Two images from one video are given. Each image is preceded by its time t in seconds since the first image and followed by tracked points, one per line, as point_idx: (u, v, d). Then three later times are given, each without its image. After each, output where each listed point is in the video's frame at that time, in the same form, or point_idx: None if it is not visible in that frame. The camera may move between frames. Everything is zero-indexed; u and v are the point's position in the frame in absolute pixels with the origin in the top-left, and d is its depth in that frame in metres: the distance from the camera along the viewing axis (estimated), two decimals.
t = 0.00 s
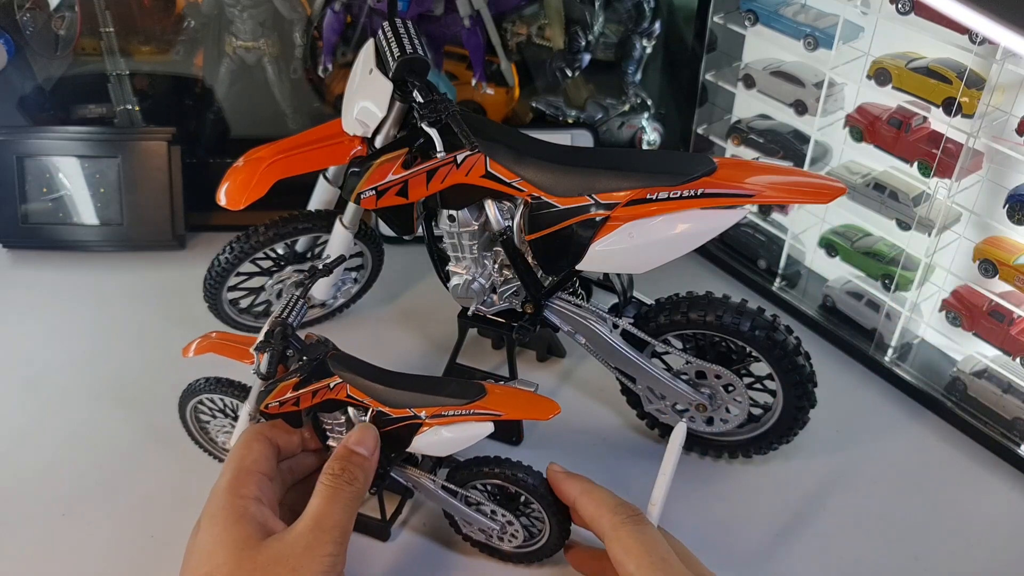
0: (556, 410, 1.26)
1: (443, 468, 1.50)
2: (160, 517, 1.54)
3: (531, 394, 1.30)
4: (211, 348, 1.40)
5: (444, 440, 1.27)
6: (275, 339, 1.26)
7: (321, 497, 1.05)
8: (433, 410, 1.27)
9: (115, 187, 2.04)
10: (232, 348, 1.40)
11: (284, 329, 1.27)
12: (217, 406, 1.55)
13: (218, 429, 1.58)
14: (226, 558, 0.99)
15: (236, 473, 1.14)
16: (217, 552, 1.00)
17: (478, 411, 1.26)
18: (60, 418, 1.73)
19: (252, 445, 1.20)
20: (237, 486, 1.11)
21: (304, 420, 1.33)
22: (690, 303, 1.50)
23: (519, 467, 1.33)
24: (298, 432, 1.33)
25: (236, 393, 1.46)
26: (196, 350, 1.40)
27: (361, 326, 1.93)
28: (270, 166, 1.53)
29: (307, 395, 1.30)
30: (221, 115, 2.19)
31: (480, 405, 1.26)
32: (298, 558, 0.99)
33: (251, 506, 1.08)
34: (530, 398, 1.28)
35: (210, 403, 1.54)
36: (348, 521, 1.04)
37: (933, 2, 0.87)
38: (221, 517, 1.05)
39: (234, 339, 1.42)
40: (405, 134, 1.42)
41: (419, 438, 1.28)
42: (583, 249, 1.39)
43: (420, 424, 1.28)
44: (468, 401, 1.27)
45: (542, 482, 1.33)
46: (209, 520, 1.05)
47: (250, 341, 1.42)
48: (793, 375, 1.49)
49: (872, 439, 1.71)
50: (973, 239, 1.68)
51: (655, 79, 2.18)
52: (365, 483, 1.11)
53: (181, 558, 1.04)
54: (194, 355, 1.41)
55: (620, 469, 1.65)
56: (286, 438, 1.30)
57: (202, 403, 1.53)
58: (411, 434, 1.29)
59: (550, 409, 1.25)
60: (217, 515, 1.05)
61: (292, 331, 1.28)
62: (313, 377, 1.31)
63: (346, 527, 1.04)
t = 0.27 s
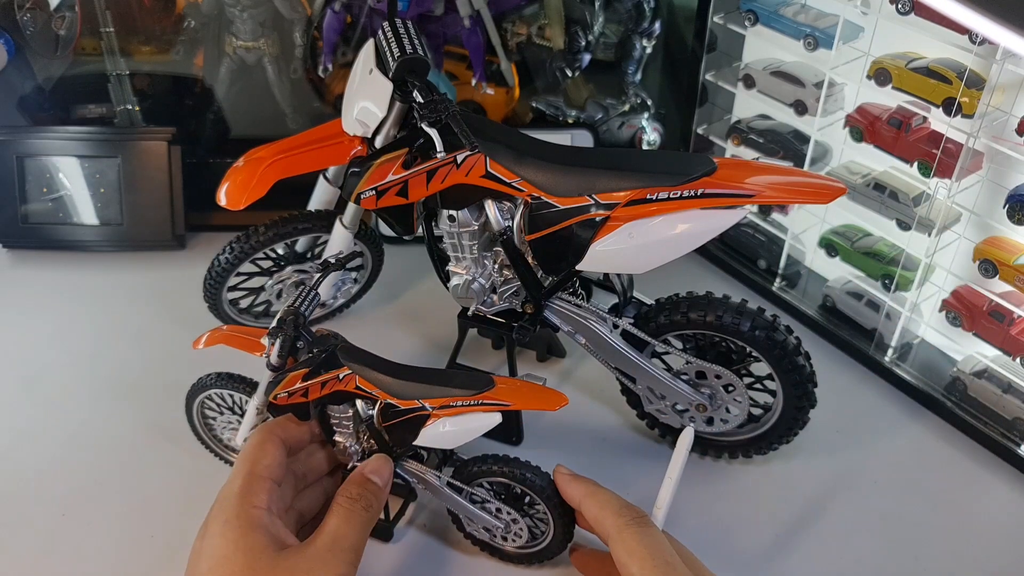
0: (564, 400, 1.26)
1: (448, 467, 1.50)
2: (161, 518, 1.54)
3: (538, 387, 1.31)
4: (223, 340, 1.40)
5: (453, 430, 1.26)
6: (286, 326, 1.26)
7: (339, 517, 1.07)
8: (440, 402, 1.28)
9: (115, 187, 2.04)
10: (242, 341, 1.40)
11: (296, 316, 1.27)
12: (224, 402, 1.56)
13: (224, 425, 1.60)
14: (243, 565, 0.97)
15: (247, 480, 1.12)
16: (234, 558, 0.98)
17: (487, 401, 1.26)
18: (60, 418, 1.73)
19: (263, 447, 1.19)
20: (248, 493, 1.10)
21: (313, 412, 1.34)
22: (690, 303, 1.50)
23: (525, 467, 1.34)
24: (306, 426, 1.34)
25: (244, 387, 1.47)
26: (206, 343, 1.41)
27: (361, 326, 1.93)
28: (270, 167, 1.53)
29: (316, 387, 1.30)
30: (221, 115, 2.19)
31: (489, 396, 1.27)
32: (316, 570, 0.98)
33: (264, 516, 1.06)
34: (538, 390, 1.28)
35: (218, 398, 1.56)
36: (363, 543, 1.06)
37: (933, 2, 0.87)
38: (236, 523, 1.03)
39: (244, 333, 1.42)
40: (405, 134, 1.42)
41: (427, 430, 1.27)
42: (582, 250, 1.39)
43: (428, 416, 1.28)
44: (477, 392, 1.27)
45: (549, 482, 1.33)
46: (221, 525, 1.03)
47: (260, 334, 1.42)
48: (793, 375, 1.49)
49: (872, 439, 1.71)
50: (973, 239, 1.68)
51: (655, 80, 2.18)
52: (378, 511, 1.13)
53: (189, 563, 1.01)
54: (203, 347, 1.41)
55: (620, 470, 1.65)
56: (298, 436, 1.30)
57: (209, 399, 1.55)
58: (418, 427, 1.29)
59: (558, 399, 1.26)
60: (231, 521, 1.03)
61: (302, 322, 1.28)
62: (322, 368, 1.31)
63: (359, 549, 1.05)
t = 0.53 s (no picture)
0: (566, 403, 1.27)
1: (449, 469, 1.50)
2: (161, 518, 1.54)
3: (540, 389, 1.31)
4: (221, 345, 1.39)
5: (455, 433, 1.26)
6: (286, 329, 1.29)
7: (338, 522, 1.06)
8: (442, 404, 1.27)
9: (115, 187, 2.04)
10: (240, 347, 1.39)
11: (294, 319, 1.29)
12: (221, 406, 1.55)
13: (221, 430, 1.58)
14: (240, 567, 0.97)
15: (245, 481, 1.12)
16: (231, 559, 0.98)
17: (489, 404, 1.26)
18: (60, 418, 1.73)
19: (262, 449, 1.19)
20: (246, 496, 1.10)
21: (313, 417, 1.32)
22: (690, 303, 1.50)
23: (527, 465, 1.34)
24: (304, 429, 1.33)
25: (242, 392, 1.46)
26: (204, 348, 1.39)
27: (361, 326, 1.93)
28: (270, 166, 1.53)
29: (316, 392, 1.29)
30: (221, 115, 2.19)
31: (492, 399, 1.27)
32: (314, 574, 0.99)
33: (262, 518, 1.06)
34: (538, 391, 1.29)
35: (215, 404, 1.54)
36: (361, 549, 1.06)
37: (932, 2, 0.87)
38: (233, 525, 1.03)
39: (241, 337, 1.40)
40: (405, 134, 1.42)
41: (429, 433, 1.27)
42: (582, 250, 1.39)
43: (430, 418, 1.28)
44: (479, 395, 1.27)
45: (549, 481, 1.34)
46: (219, 526, 1.03)
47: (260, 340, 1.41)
48: (793, 375, 1.49)
49: (872, 439, 1.71)
50: (973, 239, 1.68)
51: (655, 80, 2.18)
52: (377, 516, 1.12)
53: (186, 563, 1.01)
54: (202, 351, 1.40)
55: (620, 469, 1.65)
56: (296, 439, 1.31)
57: (206, 404, 1.54)
58: (419, 430, 1.28)
59: (560, 401, 1.28)
60: (228, 523, 1.03)
61: (302, 326, 1.30)
62: (321, 372, 1.29)
63: (357, 551, 1.05)
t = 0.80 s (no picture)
0: (569, 403, 1.27)
1: (449, 471, 1.50)
2: (161, 518, 1.54)
3: (544, 388, 1.32)
4: (218, 351, 1.39)
5: (459, 435, 1.26)
6: (287, 335, 1.24)
7: (329, 517, 1.05)
8: (446, 406, 1.27)
9: (115, 187, 2.04)
10: (240, 353, 1.38)
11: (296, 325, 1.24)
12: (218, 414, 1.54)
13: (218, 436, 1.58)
14: (231, 569, 0.97)
15: (236, 482, 1.11)
16: (222, 562, 0.98)
17: (492, 405, 1.26)
18: (60, 418, 1.73)
19: (255, 451, 1.18)
20: (236, 496, 1.08)
21: (313, 422, 1.32)
22: (690, 303, 1.50)
23: (530, 466, 1.34)
24: (303, 435, 1.33)
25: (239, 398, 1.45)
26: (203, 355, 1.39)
27: (362, 326, 1.93)
28: (269, 167, 1.53)
29: (318, 396, 1.28)
30: (221, 115, 2.19)
31: (496, 398, 1.27)
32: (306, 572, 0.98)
33: (253, 518, 1.06)
34: (541, 392, 1.29)
35: (212, 413, 1.53)
36: (354, 542, 1.05)
37: (932, 2, 0.87)
38: (223, 527, 1.02)
39: (239, 343, 1.40)
40: (405, 134, 1.42)
41: (433, 435, 1.28)
42: (582, 250, 1.39)
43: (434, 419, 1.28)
44: (484, 395, 1.28)
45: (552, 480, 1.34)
46: (209, 528, 1.02)
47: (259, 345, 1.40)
48: (793, 375, 1.49)
49: (872, 439, 1.71)
50: (973, 239, 1.68)
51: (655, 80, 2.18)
52: (369, 507, 1.10)
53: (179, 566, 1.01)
54: (200, 359, 1.39)
55: (621, 469, 1.65)
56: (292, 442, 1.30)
57: (202, 412, 1.52)
58: (422, 433, 1.28)
59: (564, 402, 1.27)
60: (218, 525, 1.03)
61: (303, 330, 1.25)
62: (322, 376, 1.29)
63: (350, 547, 1.04)
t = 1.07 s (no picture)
0: (574, 394, 1.27)
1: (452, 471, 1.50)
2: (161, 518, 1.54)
3: (548, 382, 1.32)
4: (217, 355, 1.37)
5: (465, 428, 1.27)
6: (294, 333, 1.22)
7: (323, 517, 1.06)
8: (450, 403, 1.27)
9: (115, 187, 2.04)
10: (239, 356, 1.38)
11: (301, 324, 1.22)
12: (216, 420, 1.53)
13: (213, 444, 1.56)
14: (229, 568, 0.97)
15: (232, 484, 1.11)
16: (220, 561, 0.98)
17: (499, 398, 1.27)
18: (60, 418, 1.73)
19: (252, 453, 1.17)
20: (233, 498, 1.08)
21: (316, 423, 1.32)
22: (690, 303, 1.50)
23: (533, 462, 1.34)
24: (301, 436, 1.32)
25: (238, 405, 1.44)
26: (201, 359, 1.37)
27: (362, 326, 1.93)
28: (270, 166, 1.53)
29: (321, 396, 1.28)
30: (221, 116, 2.19)
31: (501, 394, 1.27)
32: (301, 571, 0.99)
33: (249, 518, 1.05)
34: (547, 384, 1.30)
35: (208, 420, 1.52)
36: (348, 542, 1.05)
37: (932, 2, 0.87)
38: (220, 528, 1.02)
39: (238, 346, 1.39)
40: (405, 134, 1.42)
41: (437, 432, 1.27)
42: (582, 251, 1.39)
43: (437, 418, 1.27)
44: (488, 390, 1.28)
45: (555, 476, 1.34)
46: (206, 529, 1.02)
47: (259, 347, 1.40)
48: (793, 375, 1.49)
49: (872, 439, 1.71)
50: (973, 239, 1.68)
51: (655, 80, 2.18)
52: (361, 508, 1.12)
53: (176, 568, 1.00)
54: (199, 362, 1.38)
55: (621, 469, 1.65)
56: (288, 443, 1.30)
57: (199, 420, 1.52)
58: (424, 432, 1.28)
59: (569, 392, 1.27)
60: (215, 526, 1.03)
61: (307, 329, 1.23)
62: (326, 376, 1.29)
63: (344, 546, 1.05)
